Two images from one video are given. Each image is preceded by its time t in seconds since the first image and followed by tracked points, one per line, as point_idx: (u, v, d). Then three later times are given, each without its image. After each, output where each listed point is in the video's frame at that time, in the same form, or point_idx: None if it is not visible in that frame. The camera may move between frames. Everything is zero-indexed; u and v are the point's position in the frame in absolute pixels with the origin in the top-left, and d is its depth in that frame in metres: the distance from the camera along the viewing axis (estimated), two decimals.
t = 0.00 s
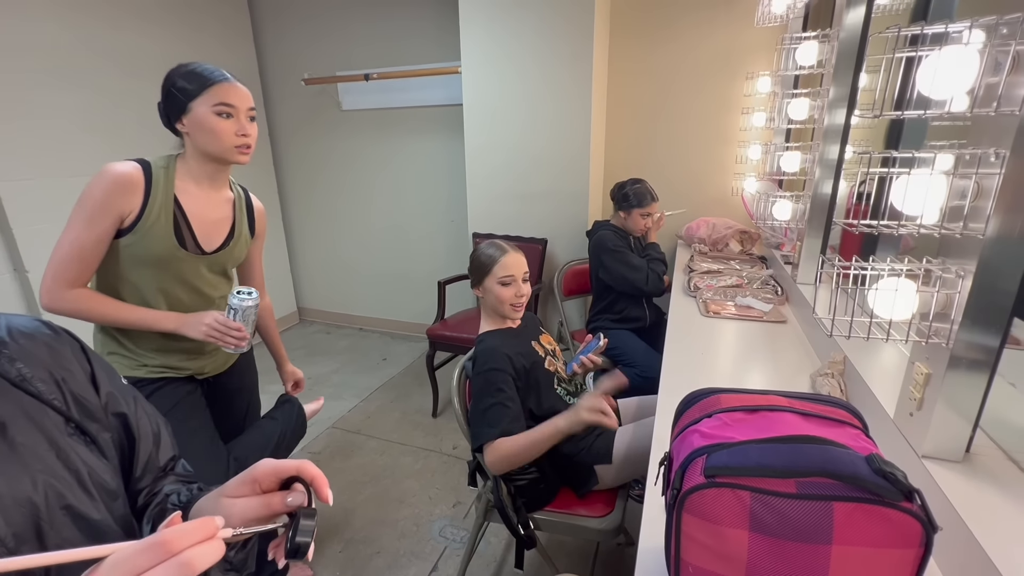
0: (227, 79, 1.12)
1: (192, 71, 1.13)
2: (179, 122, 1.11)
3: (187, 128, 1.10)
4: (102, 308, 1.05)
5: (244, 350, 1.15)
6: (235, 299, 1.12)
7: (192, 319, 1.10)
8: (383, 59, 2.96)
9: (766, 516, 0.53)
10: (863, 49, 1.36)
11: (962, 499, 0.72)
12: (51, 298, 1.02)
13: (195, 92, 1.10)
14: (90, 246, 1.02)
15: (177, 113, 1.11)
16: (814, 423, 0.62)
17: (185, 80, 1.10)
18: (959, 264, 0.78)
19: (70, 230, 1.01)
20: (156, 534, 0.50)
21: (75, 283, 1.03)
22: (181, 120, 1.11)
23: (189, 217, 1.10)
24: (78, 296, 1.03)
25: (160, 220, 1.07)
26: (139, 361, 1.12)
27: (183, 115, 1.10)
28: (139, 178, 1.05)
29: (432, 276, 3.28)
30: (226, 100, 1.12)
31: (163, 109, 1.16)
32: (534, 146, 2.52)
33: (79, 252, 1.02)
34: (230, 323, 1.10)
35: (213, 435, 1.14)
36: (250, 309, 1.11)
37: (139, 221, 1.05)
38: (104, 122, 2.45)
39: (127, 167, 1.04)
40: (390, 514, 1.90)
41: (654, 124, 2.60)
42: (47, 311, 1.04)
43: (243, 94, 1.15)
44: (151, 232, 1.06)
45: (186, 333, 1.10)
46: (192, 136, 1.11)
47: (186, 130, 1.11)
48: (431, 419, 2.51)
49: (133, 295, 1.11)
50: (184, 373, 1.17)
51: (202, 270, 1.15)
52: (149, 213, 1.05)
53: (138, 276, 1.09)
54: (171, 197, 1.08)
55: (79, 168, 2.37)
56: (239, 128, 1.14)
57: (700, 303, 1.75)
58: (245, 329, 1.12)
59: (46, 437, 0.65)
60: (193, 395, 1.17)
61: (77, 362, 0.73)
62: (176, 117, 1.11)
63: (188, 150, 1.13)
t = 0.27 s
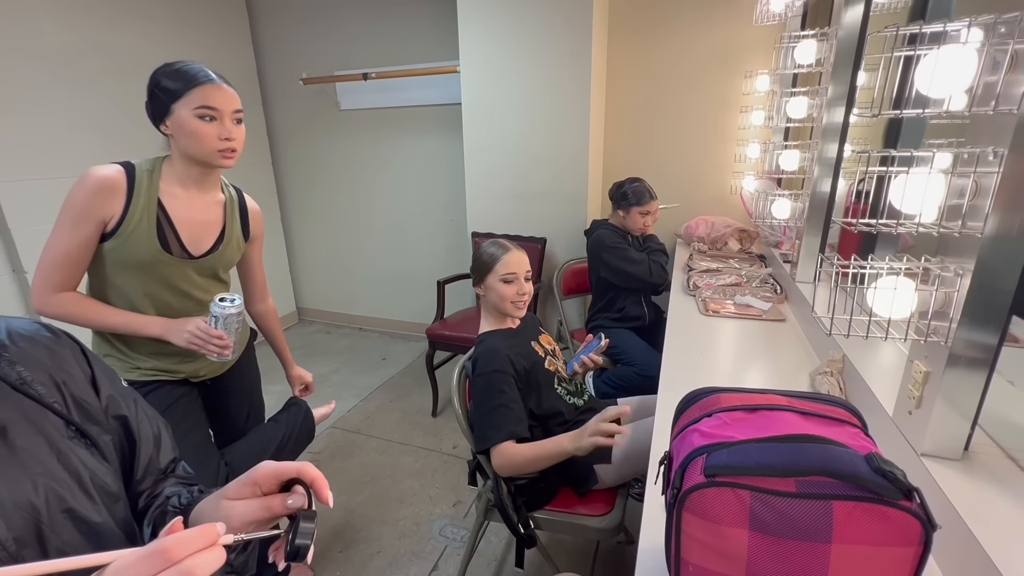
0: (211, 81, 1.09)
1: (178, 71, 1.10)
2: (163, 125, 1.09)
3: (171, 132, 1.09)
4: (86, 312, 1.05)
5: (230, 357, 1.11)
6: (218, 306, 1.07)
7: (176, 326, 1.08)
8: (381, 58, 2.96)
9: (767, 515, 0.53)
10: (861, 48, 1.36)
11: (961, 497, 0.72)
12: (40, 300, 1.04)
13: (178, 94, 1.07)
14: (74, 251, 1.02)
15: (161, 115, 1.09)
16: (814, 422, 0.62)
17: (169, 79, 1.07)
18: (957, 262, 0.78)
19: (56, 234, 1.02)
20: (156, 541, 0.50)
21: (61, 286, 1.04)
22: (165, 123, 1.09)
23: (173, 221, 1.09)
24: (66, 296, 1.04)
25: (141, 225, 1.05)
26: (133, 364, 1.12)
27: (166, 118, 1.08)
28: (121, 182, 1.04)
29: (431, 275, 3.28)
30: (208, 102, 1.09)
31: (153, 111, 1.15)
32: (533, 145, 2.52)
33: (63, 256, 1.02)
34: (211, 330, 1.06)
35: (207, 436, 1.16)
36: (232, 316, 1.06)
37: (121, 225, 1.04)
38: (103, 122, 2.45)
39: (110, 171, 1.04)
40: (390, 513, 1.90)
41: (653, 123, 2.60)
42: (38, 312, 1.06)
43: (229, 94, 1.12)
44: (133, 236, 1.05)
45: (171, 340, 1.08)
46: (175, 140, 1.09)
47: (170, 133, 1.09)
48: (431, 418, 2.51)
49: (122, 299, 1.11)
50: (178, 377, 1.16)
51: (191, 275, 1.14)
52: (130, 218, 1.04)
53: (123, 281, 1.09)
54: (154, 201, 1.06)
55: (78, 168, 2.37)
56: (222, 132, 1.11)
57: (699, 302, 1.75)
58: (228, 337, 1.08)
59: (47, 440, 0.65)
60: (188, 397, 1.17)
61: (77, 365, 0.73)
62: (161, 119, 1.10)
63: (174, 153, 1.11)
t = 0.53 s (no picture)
0: (178, 63, 1.00)
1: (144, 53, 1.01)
2: (131, 112, 1.01)
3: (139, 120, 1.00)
4: (61, 314, 1.00)
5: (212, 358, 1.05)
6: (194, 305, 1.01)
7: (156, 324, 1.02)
8: (380, 57, 2.96)
9: (767, 514, 0.53)
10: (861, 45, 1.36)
11: (960, 495, 0.72)
12: (21, 302, 1.01)
13: (143, 79, 0.98)
14: (50, 251, 0.98)
15: (128, 102, 1.01)
16: (814, 421, 0.62)
17: (133, 62, 0.98)
18: (956, 260, 0.78)
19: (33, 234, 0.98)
20: (152, 546, 0.49)
21: (41, 287, 1.00)
22: (132, 111, 1.01)
23: (150, 215, 1.02)
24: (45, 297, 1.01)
25: (116, 220, 0.99)
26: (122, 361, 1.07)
27: (133, 105, 1.00)
28: (92, 177, 0.98)
29: (430, 274, 3.28)
30: (177, 87, 1.00)
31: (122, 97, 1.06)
32: (532, 143, 2.52)
33: (40, 257, 0.98)
34: (187, 331, 1.00)
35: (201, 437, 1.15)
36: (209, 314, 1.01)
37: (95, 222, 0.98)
38: (101, 121, 2.45)
39: (80, 166, 0.98)
40: (390, 512, 1.90)
41: (652, 121, 2.60)
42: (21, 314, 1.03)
43: (201, 78, 1.03)
44: (109, 234, 0.99)
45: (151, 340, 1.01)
46: (144, 129, 1.01)
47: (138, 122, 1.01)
48: (431, 417, 2.51)
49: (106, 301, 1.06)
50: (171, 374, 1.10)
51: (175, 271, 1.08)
52: (104, 214, 0.98)
53: (104, 281, 1.03)
54: (128, 194, 1.00)
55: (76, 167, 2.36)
56: (194, 118, 1.02)
57: (698, 300, 1.75)
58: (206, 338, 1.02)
59: (46, 442, 0.65)
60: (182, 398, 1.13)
61: (76, 365, 0.73)
62: (128, 107, 1.01)
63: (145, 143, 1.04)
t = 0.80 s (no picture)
0: (134, 40, 0.92)
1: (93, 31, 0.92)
2: (88, 99, 0.93)
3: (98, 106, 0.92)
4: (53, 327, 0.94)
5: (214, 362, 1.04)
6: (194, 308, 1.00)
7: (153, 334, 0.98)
8: (381, 57, 2.96)
9: (770, 516, 0.53)
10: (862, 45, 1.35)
11: (963, 497, 0.72)
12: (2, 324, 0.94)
13: (97, 60, 0.90)
14: (29, 266, 0.91)
15: (83, 88, 0.93)
16: (817, 423, 0.62)
17: (86, 40, 0.90)
18: (959, 261, 0.78)
19: (7, 249, 0.90)
20: (146, 550, 0.48)
21: (22, 303, 0.94)
22: (90, 97, 0.93)
23: (136, 213, 0.96)
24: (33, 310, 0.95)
25: (100, 223, 0.92)
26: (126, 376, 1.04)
27: (90, 90, 0.92)
28: (64, 181, 0.90)
29: (431, 275, 3.28)
30: (136, 67, 0.92)
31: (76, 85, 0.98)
32: (533, 143, 2.52)
33: (19, 273, 0.91)
34: (190, 335, 0.98)
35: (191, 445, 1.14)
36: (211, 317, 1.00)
37: (77, 230, 0.91)
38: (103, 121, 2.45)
39: (47, 170, 0.89)
40: (390, 513, 1.90)
41: (653, 121, 2.60)
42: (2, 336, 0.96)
43: (162, 56, 0.95)
44: (94, 239, 0.92)
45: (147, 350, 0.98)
46: (105, 116, 0.93)
47: (98, 108, 0.93)
48: (431, 418, 2.50)
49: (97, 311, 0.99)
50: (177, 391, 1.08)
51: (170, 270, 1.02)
52: (85, 219, 0.91)
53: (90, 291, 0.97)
54: (108, 193, 0.93)
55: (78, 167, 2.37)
56: (159, 99, 0.94)
57: (700, 301, 1.75)
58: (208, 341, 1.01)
59: (42, 444, 0.65)
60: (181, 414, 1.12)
61: (73, 367, 0.73)
62: (84, 93, 0.93)
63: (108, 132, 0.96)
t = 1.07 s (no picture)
0: (63, 11, 0.85)
1: None
2: (13, 80, 0.87)
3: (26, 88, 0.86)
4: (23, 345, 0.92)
5: (208, 364, 1.04)
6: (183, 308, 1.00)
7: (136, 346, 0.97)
8: (382, 57, 2.95)
9: (774, 519, 0.52)
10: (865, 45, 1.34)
11: (967, 499, 0.72)
12: None
13: (19, 35, 0.83)
14: None
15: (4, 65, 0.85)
16: (821, 424, 0.61)
17: (1, 9, 0.81)
18: (963, 262, 0.78)
19: None
20: (140, 554, 0.48)
21: None
22: (15, 78, 0.86)
23: (89, 211, 0.94)
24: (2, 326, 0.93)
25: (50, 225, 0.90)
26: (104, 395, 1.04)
27: (15, 70, 0.85)
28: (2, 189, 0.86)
29: (432, 275, 3.28)
30: (68, 42, 0.86)
31: None
32: (533, 143, 2.51)
33: None
34: (183, 336, 0.98)
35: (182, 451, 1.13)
36: (204, 315, 1.00)
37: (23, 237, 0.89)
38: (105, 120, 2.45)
39: None
40: (391, 513, 1.90)
41: (654, 121, 2.59)
42: None
43: (96, 29, 0.89)
44: (44, 245, 0.90)
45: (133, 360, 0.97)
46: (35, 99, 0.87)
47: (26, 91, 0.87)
48: (432, 418, 2.50)
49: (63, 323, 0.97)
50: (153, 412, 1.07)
51: (135, 269, 1.00)
52: (31, 225, 0.88)
53: (53, 302, 0.95)
54: (53, 193, 0.90)
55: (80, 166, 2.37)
56: (98, 80, 0.89)
57: (701, 301, 1.74)
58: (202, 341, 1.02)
59: (35, 446, 0.64)
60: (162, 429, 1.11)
61: (66, 367, 0.73)
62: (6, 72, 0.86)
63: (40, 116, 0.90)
